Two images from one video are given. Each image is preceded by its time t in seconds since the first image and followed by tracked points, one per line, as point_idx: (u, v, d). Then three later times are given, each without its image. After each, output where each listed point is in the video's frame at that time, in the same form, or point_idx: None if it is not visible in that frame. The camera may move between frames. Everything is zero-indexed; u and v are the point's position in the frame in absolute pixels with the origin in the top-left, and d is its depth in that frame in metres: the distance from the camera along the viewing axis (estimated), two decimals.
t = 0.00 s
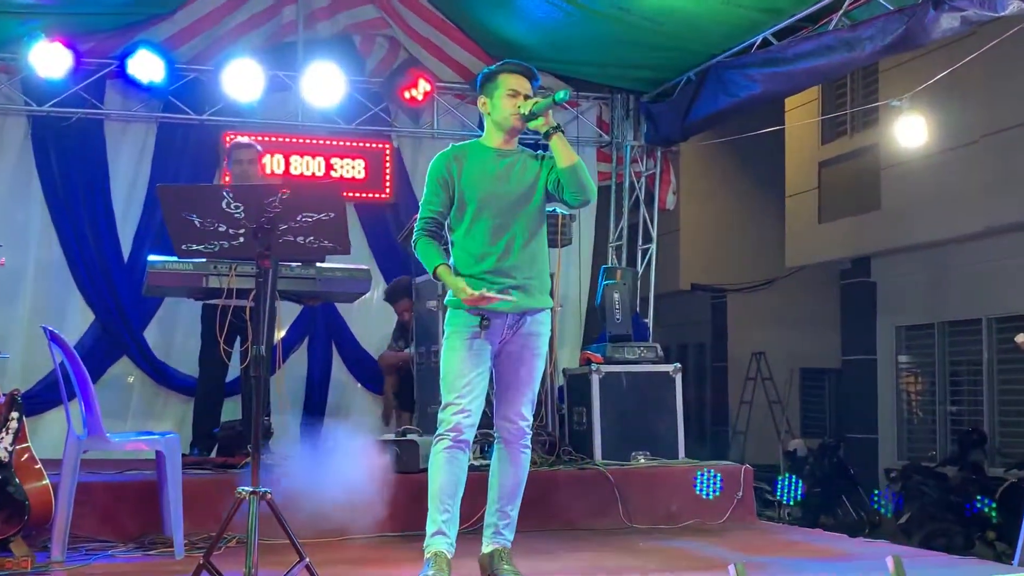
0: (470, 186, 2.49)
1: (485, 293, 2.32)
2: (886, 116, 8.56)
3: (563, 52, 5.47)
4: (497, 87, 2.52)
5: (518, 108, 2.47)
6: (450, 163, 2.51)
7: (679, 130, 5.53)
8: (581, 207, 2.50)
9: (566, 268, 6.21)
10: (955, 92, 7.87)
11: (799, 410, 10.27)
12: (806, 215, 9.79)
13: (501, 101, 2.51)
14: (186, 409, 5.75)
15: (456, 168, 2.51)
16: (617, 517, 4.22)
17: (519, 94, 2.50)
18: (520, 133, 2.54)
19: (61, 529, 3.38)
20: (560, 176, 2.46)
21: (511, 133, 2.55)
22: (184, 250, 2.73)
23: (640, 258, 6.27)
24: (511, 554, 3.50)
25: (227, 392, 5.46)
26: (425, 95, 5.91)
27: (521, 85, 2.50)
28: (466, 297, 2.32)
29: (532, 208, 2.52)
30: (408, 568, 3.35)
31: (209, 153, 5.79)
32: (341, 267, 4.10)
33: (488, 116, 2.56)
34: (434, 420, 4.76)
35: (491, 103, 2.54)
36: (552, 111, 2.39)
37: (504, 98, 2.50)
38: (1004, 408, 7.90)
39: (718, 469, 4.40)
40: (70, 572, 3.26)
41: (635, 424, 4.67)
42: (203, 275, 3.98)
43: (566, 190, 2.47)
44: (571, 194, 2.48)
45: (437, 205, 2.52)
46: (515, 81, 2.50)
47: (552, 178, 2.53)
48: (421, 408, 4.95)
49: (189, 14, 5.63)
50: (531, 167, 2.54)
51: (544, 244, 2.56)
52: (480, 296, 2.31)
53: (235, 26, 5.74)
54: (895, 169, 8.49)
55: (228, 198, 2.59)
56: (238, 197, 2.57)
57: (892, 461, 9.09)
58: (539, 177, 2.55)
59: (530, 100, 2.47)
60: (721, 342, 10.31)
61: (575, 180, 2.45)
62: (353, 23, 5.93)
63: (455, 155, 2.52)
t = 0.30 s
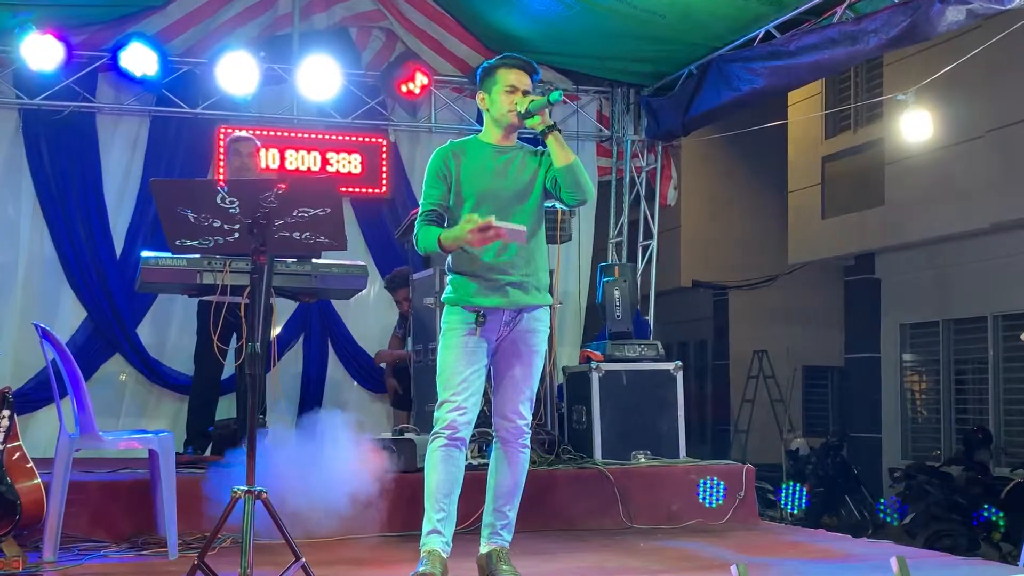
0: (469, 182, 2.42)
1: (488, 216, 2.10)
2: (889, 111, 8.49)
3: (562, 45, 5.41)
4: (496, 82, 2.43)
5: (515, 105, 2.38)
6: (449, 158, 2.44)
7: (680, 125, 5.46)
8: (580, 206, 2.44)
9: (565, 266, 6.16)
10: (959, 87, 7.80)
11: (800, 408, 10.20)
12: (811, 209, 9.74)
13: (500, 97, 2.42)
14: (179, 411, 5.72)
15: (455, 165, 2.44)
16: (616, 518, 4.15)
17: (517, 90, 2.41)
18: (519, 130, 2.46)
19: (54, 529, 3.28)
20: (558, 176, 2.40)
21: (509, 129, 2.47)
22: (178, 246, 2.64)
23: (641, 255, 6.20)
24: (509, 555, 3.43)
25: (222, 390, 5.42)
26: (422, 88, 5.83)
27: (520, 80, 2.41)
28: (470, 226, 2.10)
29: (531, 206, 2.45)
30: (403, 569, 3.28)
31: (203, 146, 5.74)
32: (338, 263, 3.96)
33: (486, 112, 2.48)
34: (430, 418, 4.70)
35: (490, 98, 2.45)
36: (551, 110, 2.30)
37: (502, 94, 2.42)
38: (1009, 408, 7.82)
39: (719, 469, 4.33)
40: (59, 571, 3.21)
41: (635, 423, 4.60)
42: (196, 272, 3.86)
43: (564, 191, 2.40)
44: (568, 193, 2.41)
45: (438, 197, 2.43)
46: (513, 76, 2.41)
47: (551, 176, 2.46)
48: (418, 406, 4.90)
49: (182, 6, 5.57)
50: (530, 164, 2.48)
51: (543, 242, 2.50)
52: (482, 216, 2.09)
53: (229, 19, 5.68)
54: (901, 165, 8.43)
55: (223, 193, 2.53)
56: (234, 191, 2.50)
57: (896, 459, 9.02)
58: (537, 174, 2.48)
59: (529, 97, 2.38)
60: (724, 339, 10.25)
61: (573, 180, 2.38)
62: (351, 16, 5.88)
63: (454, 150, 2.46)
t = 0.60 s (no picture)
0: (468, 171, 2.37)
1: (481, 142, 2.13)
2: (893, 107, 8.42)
3: (562, 38, 5.33)
4: (489, 80, 2.34)
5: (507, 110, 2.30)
6: (449, 150, 2.41)
7: (681, 119, 5.42)
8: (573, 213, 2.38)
9: (565, 261, 6.13)
10: (963, 84, 7.74)
11: (802, 406, 10.16)
12: (811, 207, 9.69)
13: (493, 97, 2.33)
14: (174, 406, 5.68)
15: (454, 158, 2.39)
16: (616, 517, 4.10)
17: (510, 90, 2.32)
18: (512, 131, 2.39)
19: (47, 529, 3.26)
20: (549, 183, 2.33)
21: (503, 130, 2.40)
22: (173, 240, 2.60)
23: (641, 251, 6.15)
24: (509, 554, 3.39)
25: (217, 387, 5.40)
26: (420, 80, 5.69)
27: (513, 79, 2.32)
28: (466, 154, 2.12)
29: (529, 205, 2.40)
30: (401, 567, 3.24)
31: (198, 140, 5.70)
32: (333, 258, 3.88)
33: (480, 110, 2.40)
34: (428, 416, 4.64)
35: (484, 97, 2.37)
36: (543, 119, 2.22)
37: (494, 94, 2.33)
38: (1012, 406, 7.77)
39: (720, 467, 4.29)
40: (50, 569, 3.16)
41: (636, 421, 4.55)
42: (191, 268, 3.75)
43: (556, 199, 2.35)
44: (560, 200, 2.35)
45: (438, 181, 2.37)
46: (506, 74, 2.32)
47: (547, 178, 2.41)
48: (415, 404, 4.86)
49: None
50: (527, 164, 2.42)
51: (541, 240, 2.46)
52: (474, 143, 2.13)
53: (222, 12, 5.63)
54: (903, 163, 8.37)
55: (218, 188, 2.46)
56: (229, 187, 2.45)
57: (898, 458, 8.94)
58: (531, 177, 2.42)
59: (524, 101, 2.31)
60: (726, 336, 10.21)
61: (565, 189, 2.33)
62: (348, 7, 5.81)
63: (454, 144, 2.42)
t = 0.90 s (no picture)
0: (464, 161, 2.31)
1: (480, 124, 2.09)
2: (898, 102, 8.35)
3: (563, 29, 5.27)
4: (480, 77, 2.27)
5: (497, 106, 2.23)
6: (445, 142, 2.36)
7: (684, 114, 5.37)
8: (566, 213, 2.33)
9: (567, 258, 6.09)
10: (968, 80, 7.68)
11: (805, 404, 10.11)
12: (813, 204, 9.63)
13: (483, 95, 2.26)
14: (171, 403, 5.64)
15: (450, 148, 2.34)
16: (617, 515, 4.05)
17: (500, 88, 2.26)
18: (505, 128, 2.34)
19: (41, 526, 3.21)
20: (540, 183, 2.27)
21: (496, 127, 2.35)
22: (168, 235, 2.54)
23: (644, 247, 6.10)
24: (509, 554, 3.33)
25: (214, 384, 5.36)
26: (419, 74, 5.63)
27: (505, 76, 2.25)
28: (464, 136, 2.08)
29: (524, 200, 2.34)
30: (400, 566, 3.19)
31: (194, 135, 5.66)
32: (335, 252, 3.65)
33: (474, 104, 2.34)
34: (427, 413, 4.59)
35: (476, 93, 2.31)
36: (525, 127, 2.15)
37: (485, 92, 2.26)
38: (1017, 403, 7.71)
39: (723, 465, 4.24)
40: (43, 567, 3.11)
41: (637, 419, 4.50)
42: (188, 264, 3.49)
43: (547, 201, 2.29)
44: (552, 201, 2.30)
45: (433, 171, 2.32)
46: (497, 71, 2.25)
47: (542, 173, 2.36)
48: (414, 401, 4.81)
49: None
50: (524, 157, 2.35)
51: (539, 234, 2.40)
52: (472, 125, 2.09)
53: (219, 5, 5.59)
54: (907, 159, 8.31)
55: (214, 183, 2.39)
56: (225, 181, 2.38)
57: (903, 455, 8.88)
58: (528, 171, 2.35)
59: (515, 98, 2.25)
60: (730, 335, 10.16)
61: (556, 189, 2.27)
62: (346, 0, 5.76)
63: (449, 136, 2.37)
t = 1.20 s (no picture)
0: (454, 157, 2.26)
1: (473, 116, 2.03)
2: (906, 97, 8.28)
3: (566, 23, 5.21)
4: (470, 69, 2.19)
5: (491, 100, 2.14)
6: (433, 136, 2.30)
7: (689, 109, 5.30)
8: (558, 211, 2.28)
9: (570, 255, 6.03)
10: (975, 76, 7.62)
11: (812, 403, 10.06)
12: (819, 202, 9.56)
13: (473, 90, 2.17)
14: (169, 403, 5.58)
15: (439, 143, 2.28)
16: (623, 516, 3.99)
17: (491, 81, 2.16)
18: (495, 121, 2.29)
19: (39, 527, 3.15)
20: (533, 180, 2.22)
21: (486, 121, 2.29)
22: (167, 232, 2.49)
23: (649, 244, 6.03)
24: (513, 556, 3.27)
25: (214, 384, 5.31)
26: (420, 70, 5.57)
27: (497, 68, 2.16)
28: (457, 128, 2.01)
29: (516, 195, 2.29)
30: (402, 568, 3.13)
31: (193, 132, 5.61)
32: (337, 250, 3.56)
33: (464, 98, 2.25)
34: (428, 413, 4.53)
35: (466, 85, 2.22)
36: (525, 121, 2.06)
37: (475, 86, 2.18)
38: None
39: (730, 465, 4.17)
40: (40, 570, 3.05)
41: (642, 418, 4.43)
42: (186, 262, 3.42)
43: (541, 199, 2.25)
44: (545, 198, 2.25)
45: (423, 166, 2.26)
46: (488, 62, 2.16)
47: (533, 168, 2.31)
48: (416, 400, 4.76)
49: None
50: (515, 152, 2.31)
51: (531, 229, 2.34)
52: (464, 118, 2.03)
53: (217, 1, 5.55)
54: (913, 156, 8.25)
55: (213, 180, 2.34)
56: (225, 177, 2.33)
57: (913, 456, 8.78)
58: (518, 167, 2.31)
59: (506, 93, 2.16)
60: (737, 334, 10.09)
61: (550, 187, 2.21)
62: None
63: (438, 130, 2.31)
